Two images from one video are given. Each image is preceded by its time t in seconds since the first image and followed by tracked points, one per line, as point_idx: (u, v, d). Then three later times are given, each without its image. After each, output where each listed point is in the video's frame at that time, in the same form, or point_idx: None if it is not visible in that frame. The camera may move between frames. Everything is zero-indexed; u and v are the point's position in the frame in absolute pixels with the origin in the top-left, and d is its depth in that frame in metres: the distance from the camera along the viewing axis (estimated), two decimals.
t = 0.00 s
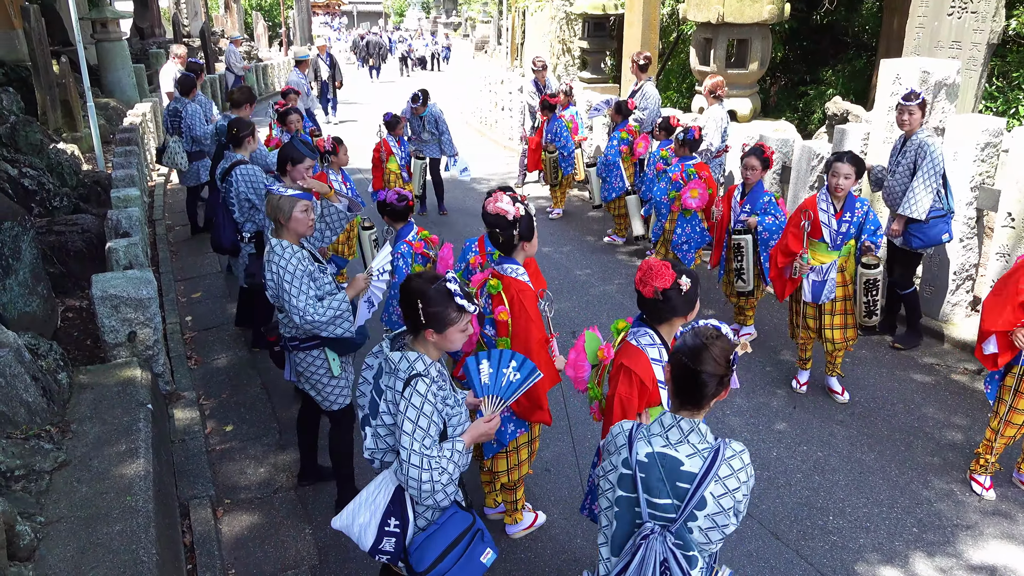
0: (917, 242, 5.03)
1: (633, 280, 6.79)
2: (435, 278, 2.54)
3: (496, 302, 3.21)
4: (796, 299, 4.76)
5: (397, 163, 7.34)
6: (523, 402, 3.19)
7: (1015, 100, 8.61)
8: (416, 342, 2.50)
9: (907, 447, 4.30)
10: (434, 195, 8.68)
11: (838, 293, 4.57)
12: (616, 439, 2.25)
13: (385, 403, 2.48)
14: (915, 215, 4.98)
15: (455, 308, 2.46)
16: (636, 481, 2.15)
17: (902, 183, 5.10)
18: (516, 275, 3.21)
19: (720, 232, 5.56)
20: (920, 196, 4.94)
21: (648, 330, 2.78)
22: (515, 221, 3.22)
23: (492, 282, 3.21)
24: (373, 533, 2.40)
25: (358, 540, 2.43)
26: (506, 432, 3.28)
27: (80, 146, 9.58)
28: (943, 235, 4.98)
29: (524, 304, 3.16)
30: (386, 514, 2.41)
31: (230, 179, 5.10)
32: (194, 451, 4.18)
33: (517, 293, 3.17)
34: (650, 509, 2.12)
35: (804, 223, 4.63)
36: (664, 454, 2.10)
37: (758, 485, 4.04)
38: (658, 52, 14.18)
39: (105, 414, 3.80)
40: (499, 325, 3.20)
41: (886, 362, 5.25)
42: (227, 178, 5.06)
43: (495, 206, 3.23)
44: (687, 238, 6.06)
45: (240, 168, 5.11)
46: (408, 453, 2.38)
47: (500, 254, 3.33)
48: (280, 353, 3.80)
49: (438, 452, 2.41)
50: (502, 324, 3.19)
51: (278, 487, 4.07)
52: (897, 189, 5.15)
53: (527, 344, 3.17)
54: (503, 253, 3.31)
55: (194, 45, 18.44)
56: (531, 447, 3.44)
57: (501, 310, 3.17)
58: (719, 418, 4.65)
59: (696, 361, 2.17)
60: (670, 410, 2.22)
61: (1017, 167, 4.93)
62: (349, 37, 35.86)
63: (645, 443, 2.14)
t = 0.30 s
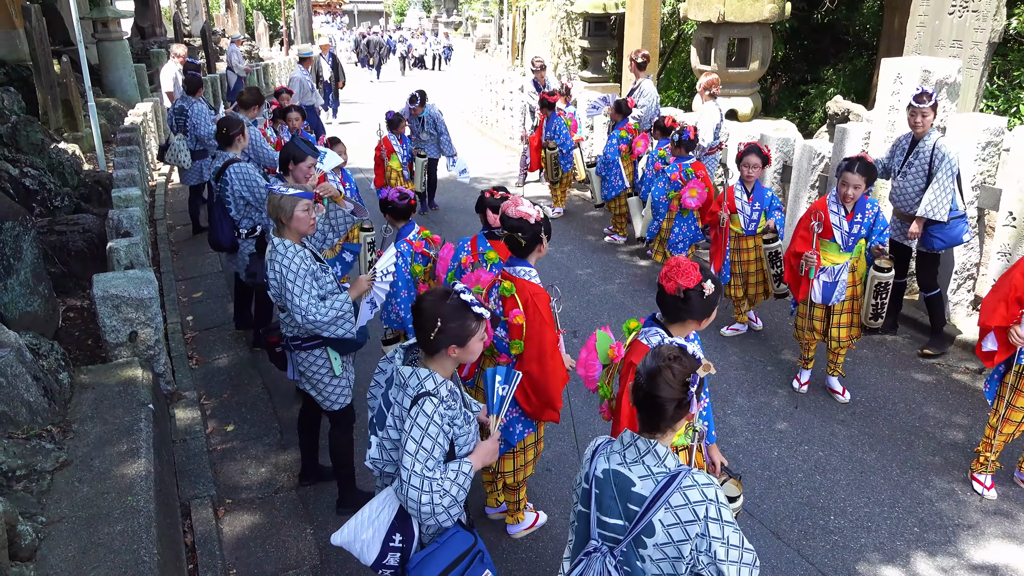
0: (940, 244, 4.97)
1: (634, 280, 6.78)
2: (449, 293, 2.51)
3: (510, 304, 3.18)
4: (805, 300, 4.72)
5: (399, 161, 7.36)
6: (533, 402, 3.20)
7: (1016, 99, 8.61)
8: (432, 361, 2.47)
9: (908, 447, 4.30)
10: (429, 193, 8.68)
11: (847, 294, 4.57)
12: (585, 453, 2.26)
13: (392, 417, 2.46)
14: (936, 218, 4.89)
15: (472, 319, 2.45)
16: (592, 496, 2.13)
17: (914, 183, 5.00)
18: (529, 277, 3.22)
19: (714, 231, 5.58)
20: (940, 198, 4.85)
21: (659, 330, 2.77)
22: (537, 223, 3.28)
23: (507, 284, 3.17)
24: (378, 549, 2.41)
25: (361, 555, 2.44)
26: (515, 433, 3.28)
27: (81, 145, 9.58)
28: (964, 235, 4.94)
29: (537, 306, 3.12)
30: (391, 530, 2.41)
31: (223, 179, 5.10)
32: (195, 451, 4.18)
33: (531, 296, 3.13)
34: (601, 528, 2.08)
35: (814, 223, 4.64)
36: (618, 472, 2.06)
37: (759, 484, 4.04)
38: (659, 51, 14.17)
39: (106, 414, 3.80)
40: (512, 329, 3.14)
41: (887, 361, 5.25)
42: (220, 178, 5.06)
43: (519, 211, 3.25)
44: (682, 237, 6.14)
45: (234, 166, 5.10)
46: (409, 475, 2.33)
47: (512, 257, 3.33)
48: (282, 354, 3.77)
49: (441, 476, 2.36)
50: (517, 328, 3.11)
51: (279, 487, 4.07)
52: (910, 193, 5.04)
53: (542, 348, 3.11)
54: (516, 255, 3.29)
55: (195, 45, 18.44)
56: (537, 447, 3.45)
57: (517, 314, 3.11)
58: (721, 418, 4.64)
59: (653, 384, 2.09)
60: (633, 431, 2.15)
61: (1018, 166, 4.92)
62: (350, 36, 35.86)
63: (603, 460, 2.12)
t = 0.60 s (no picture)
0: (970, 249, 4.90)
1: (637, 280, 6.78)
2: (446, 291, 2.51)
3: (520, 306, 3.16)
4: (811, 301, 4.69)
5: (399, 160, 7.36)
6: (542, 403, 3.18)
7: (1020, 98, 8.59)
8: (439, 360, 2.46)
9: (912, 446, 4.29)
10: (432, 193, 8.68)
11: (854, 295, 4.56)
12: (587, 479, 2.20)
13: (399, 420, 2.46)
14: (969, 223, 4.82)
15: (473, 309, 2.50)
16: (595, 524, 2.06)
17: (942, 189, 4.94)
18: (540, 280, 3.22)
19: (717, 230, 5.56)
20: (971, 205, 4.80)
21: (663, 332, 2.78)
22: (553, 226, 3.30)
23: (517, 286, 3.15)
24: (394, 554, 2.40)
25: (375, 564, 2.39)
26: (522, 433, 3.28)
27: (84, 147, 9.60)
28: (994, 240, 4.88)
29: (549, 310, 3.11)
30: (406, 534, 2.41)
31: (219, 178, 5.13)
32: (198, 452, 4.19)
33: (542, 300, 3.11)
34: (604, 556, 2.02)
35: (820, 223, 4.63)
36: (627, 498, 2.00)
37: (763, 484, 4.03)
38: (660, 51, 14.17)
39: (110, 416, 3.81)
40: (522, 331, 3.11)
41: (890, 361, 5.23)
42: (215, 177, 5.10)
43: (539, 216, 3.27)
44: (688, 235, 6.14)
45: (228, 165, 5.15)
46: (423, 475, 2.33)
47: (523, 259, 3.33)
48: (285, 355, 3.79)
49: (453, 474, 2.36)
50: (527, 330, 3.10)
51: (282, 488, 4.07)
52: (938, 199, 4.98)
53: (552, 349, 3.09)
54: (528, 257, 3.31)
55: (197, 47, 18.49)
56: (542, 449, 3.44)
57: (529, 318, 3.09)
58: (724, 418, 4.64)
59: (651, 419, 2.00)
60: (635, 459, 2.06)
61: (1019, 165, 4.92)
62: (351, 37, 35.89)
63: (610, 487, 2.06)
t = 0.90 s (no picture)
0: (991, 254, 4.86)
1: (632, 280, 6.78)
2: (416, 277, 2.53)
3: (514, 306, 3.13)
4: (805, 302, 4.68)
5: (387, 161, 7.35)
6: (538, 403, 3.18)
7: (1013, 98, 8.63)
8: (415, 344, 2.48)
9: (906, 446, 4.30)
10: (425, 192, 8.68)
11: (847, 294, 4.57)
12: (602, 459, 2.24)
13: (393, 415, 2.40)
14: (990, 229, 4.77)
15: (445, 291, 2.52)
16: (619, 505, 2.11)
17: (955, 194, 4.89)
18: (534, 279, 3.22)
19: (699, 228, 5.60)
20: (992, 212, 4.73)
21: (650, 335, 2.79)
22: (548, 225, 3.28)
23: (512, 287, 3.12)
24: (406, 551, 2.34)
25: (387, 567, 2.32)
26: (518, 433, 3.29)
27: (78, 147, 9.57)
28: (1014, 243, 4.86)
29: (544, 310, 3.08)
30: (413, 529, 2.37)
31: (212, 175, 5.08)
32: (192, 452, 4.17)
33: (536, 300, 3.09)
34: (630, 537, 2.06)
35: (813, 225, 4.62)
36: (652, 479, 2.05)
37: (757, 484, 4.03)
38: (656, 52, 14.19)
39: (104, 416, 3.80)
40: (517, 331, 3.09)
41: (884, 361, 5.25)
42: (208, 175, 5.05)
43: (534, 216, 3.25)
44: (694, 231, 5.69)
45: (221, 162, 5.07)
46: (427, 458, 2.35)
47: (516, 260, 3.33)
48: (281, 355, 3.79)
49: (455, 454, 2.39)
50: (521, 331, 3.08)
51: (276, 489, 4.07)
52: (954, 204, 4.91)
53: (548, 348, 3.09)
54: (523, 256, 3.32)
55: (192, 46, 18.45)
56: (537, 447, 3.46)
57: (524, 318, 3.06)
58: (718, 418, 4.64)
59: (672, 408, 2.01)
60: (654, 443, 2.10)
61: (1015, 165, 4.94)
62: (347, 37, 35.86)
63: (632, 467, 2.10)
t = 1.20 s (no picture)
0: (990, 254, 4.89)
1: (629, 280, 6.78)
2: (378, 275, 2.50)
3: (504, 306, 3.15)
4: (802, 301, 4.69)
5: (383, 162, 7.32)
6: (528, 403, 3.17)
7: (1009, 97, 8.63)
8: (388, 340, 2.46)
9: (903, 444, 4.30)
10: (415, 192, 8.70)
11: (844, 294, 4.57)
12: (611, 441, 2.26)
13: (393, 409, 2.40)
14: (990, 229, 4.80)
15: (409, 284, 2.49)
16: (632, 483, 2.15)
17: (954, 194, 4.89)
18: (524, 279, 3.20)
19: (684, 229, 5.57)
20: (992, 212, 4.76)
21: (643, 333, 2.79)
22: (538, 225, 3.28)
23: (500, 286, 3.15)
24: (424, 538, 2.37)
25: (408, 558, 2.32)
26: (510, 433, 3.28)
27: (74, 149, 9.56)
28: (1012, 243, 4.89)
29: (533, 310, 3.09)
30: (427, 515, 2.39)
31: (209, 177, 5.09)
32: (189, 455, 4.17)
33: (525, 299, 3.10)
34: (644, 513, 2.12)
35: (811, 224, 4.64)
36: (663, 457, 2.10)
37: (755, 483, 4.04)
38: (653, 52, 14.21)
39: (100, 419, 3.79)
40: (506, 330, 3.11)
41: (880, 359, 5.25)
42: (205, 176, 5.06)
43: (521, 215, 3.25)
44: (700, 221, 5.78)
45: (218, 163, 5.09)
46: (436, 438, 2.39)
47: (506, 260, 3.31)
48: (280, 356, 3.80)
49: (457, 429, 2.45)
50: (509, 330, 3.10)
51: (273, 491, 4.06)
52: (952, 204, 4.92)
53: (536, 348, 3.09)
54: (513, 256, 3.30)
55: (188, 47, 18.43)
56: (532, 448, 3.43)
57: (512, 318, 3.08)
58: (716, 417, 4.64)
59: (683, 382, 2.04)
60: (665, 418, 2.12)
61: (1012, 163, 4.94)
62: (344, 38, 35.86)
63: (642, 447, 2.14)
